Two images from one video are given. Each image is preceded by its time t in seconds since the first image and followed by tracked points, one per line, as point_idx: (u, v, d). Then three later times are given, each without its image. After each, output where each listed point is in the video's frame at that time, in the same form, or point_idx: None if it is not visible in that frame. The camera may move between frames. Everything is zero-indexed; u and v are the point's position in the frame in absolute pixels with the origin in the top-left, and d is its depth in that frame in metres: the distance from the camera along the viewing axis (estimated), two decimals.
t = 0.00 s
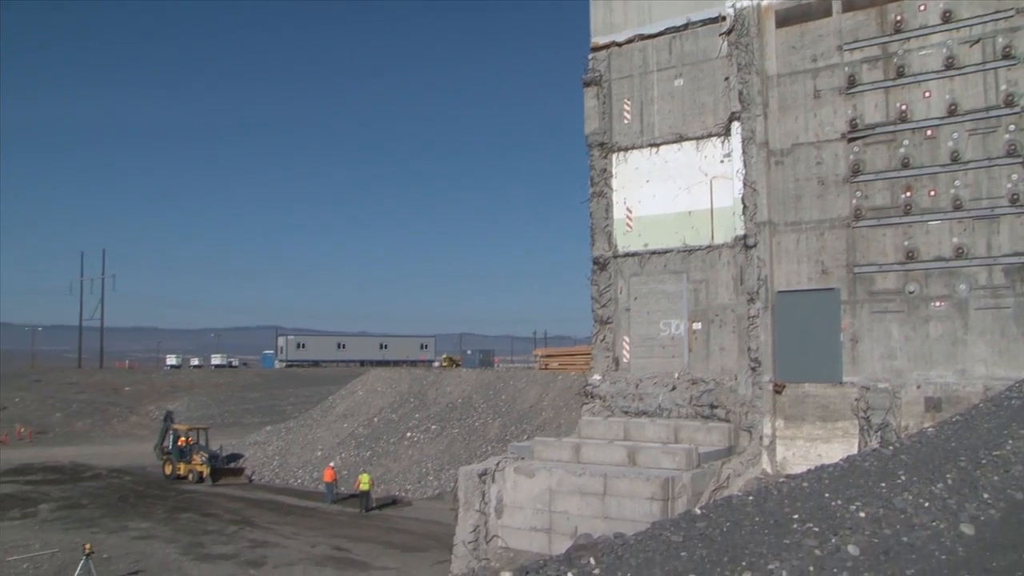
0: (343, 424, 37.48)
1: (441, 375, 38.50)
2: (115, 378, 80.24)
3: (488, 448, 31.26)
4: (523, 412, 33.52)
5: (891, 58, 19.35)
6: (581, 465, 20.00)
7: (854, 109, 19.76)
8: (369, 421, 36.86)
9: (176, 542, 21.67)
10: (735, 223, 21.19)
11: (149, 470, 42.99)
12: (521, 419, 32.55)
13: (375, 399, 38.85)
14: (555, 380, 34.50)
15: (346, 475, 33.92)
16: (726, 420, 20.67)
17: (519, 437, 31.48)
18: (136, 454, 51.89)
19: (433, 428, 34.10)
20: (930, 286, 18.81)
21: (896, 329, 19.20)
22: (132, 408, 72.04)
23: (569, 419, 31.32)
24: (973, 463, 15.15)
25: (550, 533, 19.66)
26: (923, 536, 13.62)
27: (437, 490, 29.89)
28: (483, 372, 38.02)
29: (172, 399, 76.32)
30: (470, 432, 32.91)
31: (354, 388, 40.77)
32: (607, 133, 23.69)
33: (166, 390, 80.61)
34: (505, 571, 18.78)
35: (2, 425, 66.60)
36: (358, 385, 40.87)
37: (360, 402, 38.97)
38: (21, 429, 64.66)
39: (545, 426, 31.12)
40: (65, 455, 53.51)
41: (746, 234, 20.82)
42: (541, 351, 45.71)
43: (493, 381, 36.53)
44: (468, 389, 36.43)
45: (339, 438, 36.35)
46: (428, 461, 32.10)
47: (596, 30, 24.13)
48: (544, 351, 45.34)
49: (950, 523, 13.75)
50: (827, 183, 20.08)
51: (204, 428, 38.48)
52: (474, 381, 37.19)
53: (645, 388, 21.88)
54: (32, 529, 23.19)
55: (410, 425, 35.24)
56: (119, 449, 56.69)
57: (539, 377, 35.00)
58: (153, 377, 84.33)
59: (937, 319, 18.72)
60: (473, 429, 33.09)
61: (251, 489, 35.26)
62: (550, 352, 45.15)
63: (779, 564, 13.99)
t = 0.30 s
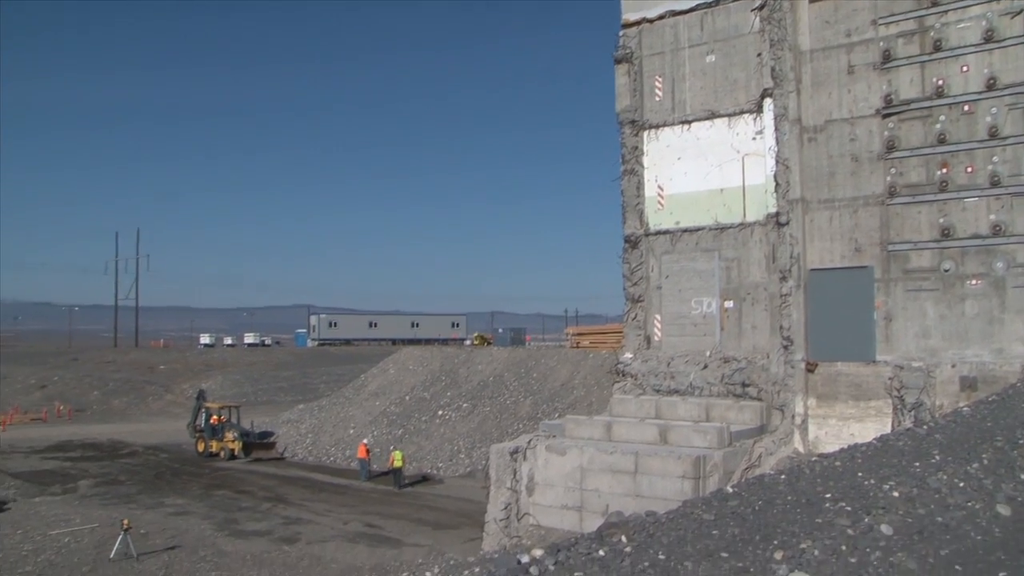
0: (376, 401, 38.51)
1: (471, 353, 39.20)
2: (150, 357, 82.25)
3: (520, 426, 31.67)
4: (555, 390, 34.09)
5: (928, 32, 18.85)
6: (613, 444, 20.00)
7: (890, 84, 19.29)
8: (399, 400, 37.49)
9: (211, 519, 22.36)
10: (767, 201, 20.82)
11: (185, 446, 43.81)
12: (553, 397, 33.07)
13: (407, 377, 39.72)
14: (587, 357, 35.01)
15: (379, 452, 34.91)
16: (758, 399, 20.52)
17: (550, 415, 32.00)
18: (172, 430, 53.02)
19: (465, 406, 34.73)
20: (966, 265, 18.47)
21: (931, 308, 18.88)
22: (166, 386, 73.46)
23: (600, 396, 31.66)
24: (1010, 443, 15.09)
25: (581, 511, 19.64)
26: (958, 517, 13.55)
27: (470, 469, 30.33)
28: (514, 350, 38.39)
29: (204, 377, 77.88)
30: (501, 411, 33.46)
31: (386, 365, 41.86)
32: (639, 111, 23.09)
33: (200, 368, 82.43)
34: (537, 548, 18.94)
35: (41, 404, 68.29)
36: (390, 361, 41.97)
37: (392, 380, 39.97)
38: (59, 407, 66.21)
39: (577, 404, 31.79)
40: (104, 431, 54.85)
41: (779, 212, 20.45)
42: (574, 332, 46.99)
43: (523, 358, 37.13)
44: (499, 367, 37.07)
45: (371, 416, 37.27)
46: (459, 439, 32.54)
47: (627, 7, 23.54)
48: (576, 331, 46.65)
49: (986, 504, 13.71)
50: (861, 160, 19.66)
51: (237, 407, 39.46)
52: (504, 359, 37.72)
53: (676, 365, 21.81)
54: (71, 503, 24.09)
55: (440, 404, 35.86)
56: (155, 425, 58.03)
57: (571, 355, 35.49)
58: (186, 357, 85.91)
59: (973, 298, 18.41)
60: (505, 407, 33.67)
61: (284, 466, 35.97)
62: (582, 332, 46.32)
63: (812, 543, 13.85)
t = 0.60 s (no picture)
0: (411, 380, 40.02)
1: (506, 333, 40.54)
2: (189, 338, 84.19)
3: (554, 405, 32.87)
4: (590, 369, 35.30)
5: (971, 5, 18.22)
6: (648, 423, 19.98)
7: (930, 60, 18.82)
8: (435, 379, 39.05)
9: (249, 497, 23.17)
10: (803, 179, 20.54)
11: (225, 425, 44.66)
12: (587, 375, 34.36)
13: (442, 356, 41.18)
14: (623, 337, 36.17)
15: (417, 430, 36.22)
16: (795, 379, 20.37)
17: (585, 392, 33.24)
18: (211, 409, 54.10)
19: (500, 384, 36.07)
20: (1008, 244, 17.91)
21: (971, 289, 18.41)
22: (203, 366, 74.87)
23: (635, 375, 32.92)
24: None
25: (616, 491, 19.66)
26: (999, 499, 13.41)
27: (505, 448, 31.58)
28: (549, 330, 39.87)
29: (242, 357, 79.22)
30: (537, 389, 34.76)
31: (422, 345, 43.50)
32: (674, 89, 22.92)
33: (238, 347, 84.07)
34: (571, 527, 18.97)
35: (84, 382, 69.92)
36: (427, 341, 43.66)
37: (427, 360, 41.45)
38: (102, 385, 67.77)
39: (611, 382, 33.17)
40: (147, 408, 56.18)
41: (815, 190, 20.17)
42: (609, 310, 48.18)
43: (557, 338, 38.39)
44: (534, 347, 38.38)
45: (406, 396, 38.69)
46: (493, 419, 33.60)
47: None
48: (611, 310, 47.81)
49: None
50: (899, 138, 19.26)
51: (275, 388, 40.84)
52: (538, 339, 38.98)
53: (712, 345, 21.69)
54: (113, 481, 25.15)
55: (475, 382, 37.23)
56: (195, 403, 59.34)
57: (605, 336, 36.66)
58: (223, 336, 87.34)
59: (1015, 278, 17.89)
60: (540, 385, 34.93)
61: (322, 444, 36.71)
62: (618, 311, 47.49)
63: (848, 525, 13.72)
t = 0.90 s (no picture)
0: (449, 361, 42.53)
1: (541, 314, 43.45)
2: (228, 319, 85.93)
3: (590, 385, 35.29)
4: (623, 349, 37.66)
5: None
6: (684, 404, 19.94)
7: (974, 35, 18.38)
8: (472, 359, 41.61)
9: (286, 476, 23.57)
10: (842, 158, 20.32)
11: (263, 406, 45.38)
12: (621, 357, 36.59)
13: (479, 336, 44.10)
14: (656, 319, 38.55)
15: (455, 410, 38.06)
16: (833, 360, 20.21)
17: (619, 373, 35.33)
18: (250, 389, 54.94)
19: (536, 365, 38.53)
20: None
21: (1014, 269, 18.12)
22: (241, 347, 76.23)
23: (668, 357, 35.08)
24: None
25: (652, 472, 19.63)
26: None
27: (540, 428, 34.01)
28: (582, 311, 42.69)
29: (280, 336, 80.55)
30: (573, 369, 37.15)
31: (459, 327, 46.02)
32: (711, 68, 22.71)
33: (276, 327, 85.41)
34: (609, 507, 18.85)
35: (124, 362, 71.29)
36: (463, 323, 46.18)
37: (464, 340, 44.31)
38: (142, 364, 69.01)
39: (644, 364, 35.02)
40: (187, 387, 57.27)
41: (854, 169, 19.91)
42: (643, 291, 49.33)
43: (591, 318, 41.25)
44: (569, 326, 41.31)
45: (443, 376, 41.05)
46: (530, 399, 36.00)
47: None
48: (645, 292, 48.97)
49: None
50: (941, 116, 18.86)
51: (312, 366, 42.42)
52: (574, 319, 41.95)
53: (748, 326, 21.57)
54: (155, 460, 26.05)
55: (512, 363, 39.85)
56: (234, 383, 60.25)
57: (639, 317, 39.10)
58: (261, 317, 88.57)
59: None
60: (576, 366, 37.29)
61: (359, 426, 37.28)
62: (651, 292, 48.66)
63: (886, 507, 13.43)
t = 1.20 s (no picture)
0: (481, 341, 42.74)
1: (574, 295, 43.51)
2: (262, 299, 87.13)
3: (623, 366, 35.42)
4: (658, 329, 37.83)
5: None
6: (717, 385, 19.91)
7: (1018, 10, 17.80)
8: (505, 340, 41.77)
9: (320, 456, 23.79)
10: (878, 138, 20.06)
11: (298, 386, 45.85)
12: (655, 337, 36.75)
13: (512, 317, 44.21)
14: (691, 300, 38.62)
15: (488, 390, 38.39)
16: (867, 342, 20.03)
17: (654, 354, 35.48)
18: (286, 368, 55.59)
19: (570, 345, 38.71)
20: None
21: None
22: (277, 327, 77.31)
23: (704, 338, 35.24)
24: None
25: (685, 453, 19.59)
26: None
27: (574, 408, 34.20)
28: (616, 292, 42.77)
29: (315, 316, 81.62)
30: (607, 349, 37.33)
31: (492, 307, 46.21)
32: (745, 47, 22.50)
33: (311, 307, 86.36)
34: (641, 488, 18.85)
35: (161, 342, 72.43)
36: (496, 304, 46.35)
37: (497, 321, 44.43)
38: (179, 345, 70.13)
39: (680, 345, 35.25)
40: (223, 367, 58.12)
41: (891, 149, 19.58)
42: (677, 272, 49.41)
43: (625, 300, 41.26)
44: (602, 307, 41.36)
45: (476, 357, 41.28)
46: (563, 380, 36.24)
47: None
48: (680, 272, 48.98)
49: None
50: (981, 95, 18.30)
51: (348, 347, 42.72)
52: (607, 300, 41.96)
53: (782, 308, 21.45)
54: (191, 439, 26.42)
55: (545, 343, 40.03)
56: (270, 362, 61.09)
57: (673, 299, 39.17)
58: (295, 298, 89.81)
59: None
60: (609, 346, 37.48)
61: (392, 407, 37.59)
62: (686, 273, 48.68)
63: (922, 490, 13.26)
